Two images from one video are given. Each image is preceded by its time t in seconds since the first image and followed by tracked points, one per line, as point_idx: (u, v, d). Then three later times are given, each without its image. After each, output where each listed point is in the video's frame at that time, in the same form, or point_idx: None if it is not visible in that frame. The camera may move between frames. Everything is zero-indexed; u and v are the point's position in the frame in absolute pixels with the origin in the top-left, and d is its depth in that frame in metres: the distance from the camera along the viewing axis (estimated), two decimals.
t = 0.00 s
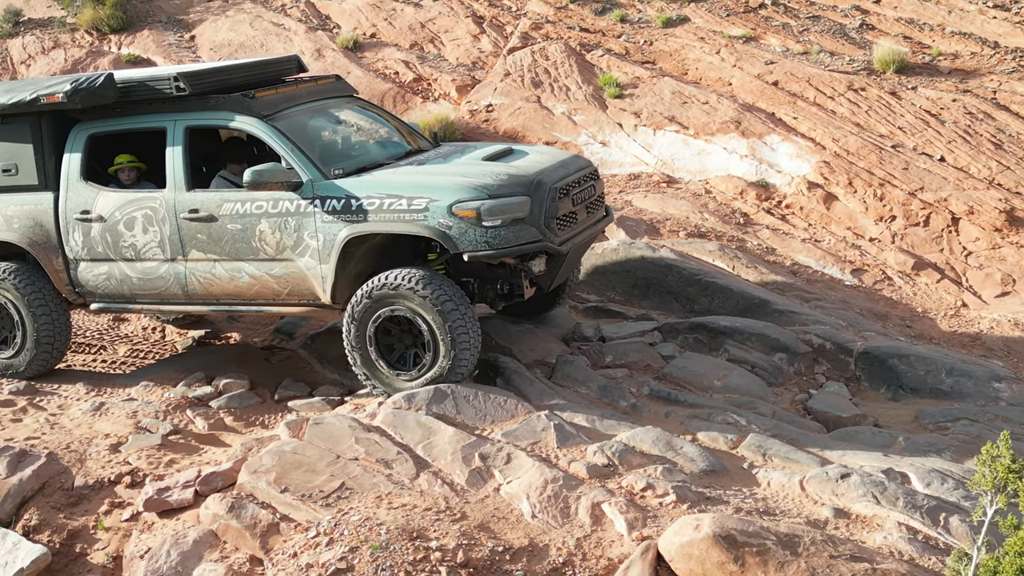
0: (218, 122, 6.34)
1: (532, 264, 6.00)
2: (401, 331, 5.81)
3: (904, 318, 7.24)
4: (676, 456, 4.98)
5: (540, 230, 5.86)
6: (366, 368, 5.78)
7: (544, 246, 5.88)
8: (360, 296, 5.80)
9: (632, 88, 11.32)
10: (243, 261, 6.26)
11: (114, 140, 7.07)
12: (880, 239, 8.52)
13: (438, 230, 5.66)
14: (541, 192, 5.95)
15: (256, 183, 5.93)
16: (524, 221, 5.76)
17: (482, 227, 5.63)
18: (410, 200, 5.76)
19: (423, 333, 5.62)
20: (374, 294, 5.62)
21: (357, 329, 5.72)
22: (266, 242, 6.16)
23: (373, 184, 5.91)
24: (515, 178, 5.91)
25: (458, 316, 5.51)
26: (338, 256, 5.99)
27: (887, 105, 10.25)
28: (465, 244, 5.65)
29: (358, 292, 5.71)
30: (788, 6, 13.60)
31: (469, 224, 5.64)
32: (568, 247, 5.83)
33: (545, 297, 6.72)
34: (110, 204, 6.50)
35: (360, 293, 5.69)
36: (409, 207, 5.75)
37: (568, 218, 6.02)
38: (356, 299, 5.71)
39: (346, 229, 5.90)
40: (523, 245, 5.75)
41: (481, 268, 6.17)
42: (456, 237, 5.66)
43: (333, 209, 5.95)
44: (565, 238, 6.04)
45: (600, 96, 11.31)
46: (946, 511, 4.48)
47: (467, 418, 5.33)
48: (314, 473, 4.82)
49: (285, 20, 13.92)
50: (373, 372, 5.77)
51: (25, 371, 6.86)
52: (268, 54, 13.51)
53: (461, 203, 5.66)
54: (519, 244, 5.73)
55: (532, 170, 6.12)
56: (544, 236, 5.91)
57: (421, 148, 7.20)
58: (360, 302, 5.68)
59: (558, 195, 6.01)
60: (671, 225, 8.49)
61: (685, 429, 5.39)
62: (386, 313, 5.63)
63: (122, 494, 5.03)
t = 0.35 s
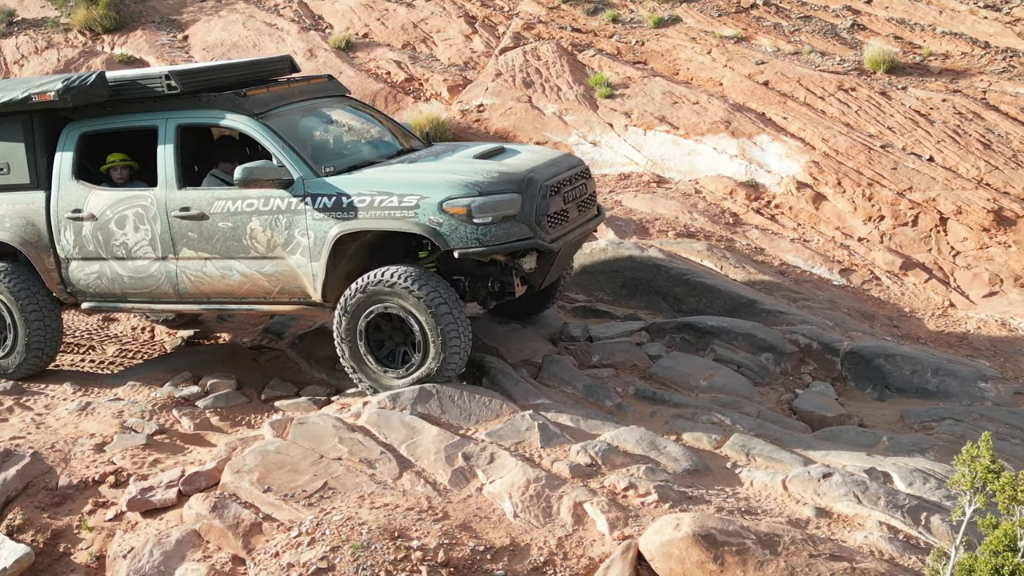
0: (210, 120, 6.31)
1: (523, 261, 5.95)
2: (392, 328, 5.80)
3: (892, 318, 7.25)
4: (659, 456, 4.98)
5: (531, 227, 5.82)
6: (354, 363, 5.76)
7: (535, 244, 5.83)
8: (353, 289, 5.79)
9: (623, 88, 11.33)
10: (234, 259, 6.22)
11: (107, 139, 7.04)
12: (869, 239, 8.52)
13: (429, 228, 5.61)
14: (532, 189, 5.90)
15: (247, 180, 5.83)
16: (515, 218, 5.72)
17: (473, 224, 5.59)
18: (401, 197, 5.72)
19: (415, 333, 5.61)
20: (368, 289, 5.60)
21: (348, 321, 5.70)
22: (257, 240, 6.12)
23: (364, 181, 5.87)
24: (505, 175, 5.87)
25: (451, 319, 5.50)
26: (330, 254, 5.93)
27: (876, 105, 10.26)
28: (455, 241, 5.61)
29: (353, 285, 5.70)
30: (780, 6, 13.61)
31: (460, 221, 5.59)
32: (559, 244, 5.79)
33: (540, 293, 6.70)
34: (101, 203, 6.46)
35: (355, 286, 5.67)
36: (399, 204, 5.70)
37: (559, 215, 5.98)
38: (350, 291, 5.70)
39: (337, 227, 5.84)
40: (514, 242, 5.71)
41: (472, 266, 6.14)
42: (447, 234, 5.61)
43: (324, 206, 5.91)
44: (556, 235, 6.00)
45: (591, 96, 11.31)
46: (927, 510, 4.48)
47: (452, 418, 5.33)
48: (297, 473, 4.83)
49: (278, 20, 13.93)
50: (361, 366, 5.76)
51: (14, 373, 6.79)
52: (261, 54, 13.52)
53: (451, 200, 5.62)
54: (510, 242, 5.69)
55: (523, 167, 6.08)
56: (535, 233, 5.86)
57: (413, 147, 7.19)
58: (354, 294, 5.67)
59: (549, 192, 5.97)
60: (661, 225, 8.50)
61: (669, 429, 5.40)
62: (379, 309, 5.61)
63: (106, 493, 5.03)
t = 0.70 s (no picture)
0: (201, 118, 6.25)
1: (514, 258, 5.87)
2: (383, 324, 5.81)
3: (878, 317, 7.28)
4: (641, 454, 5.00)
5: (522, 224, 5.74)
6: (341, 355, 5.76)
7: (527, 240, 5.73)
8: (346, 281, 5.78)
9: (613, 88, 11.34)
10: (225, 257, 6.13)
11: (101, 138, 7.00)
12: (856, 238, 8.54)
13: (419, 224, 5.53)
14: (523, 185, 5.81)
15: (238, 178, 5.74)
16: (506, 215, 5.64)
17: (464, 221, 5.51)
18: (391, 194, 5.64)
19: (406, 332, 5.61)
20: (364, 284, 5.58)
21: (339, 312, 5.69)
22: (248, 237, 6.03)
23: (355, 178, 5.78)
24: (496, 172, 5.78)
25: (445, 323, 5.51)
26: (320, 251, 5.86)
27: (865, 105, 10.27)
28: (446, 238, 5.52)
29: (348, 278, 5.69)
30: (771, 6, 13.64)
31: (451, 217, 5.51)
32: (551, 240, 5.70)
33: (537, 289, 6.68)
34: (93, 201, 6.39)
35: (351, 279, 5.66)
36: (390, 200, 5.62)
37: (551, 212, 5.89)
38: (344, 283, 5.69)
39: (327, 224, 5.74)
40: (505, 239, 5.62)
41: (464, 263, 6.08)
42: (438, 230, 5.51)
43: (315, 203, 5.82)
44: (548, 232, 5.92)
45: (582, 96, 11.33)
46: (906, 508, 4.50)
47: (435, 416, 5.34)
48: (279, 471, 4.84)
49: (270, 20, 13.94)
50: (348, 359, 5.76)
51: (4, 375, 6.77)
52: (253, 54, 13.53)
53: (442, 197, 5.52)
54: (501, 239, 5.60)
55: (515, 164, 5.99)
56: (526, 230, 5.77)
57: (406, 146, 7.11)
58: (349, 286, 5.65)
59: (541, 189, 5.89)
60: (649, 225, 8.52)
61: (652, 427, 5.42)
62: (373, 304, 5.60)
63: (89, 492, 5.04)
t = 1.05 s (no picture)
0: (199, 115, 6.20)
1: (511, 254, 5.83)
2: (381, 318, 5.76)
3: (865, 316, 7.31)
4: (625, 451, 5.03)
5: (519, 220, 5.69)
6: (334, 342, 5.73)
7: (524, 236, 5.70)
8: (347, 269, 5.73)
9: (605, 87, 11.37)
10: (222, 253, 6.06)
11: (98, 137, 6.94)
12: (844, 237, 8.57)
13: (416, 219, 5.49)
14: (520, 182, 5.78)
15: (236, 173, 5.69)
16: (503, 210, 5.60)
17: (460, 216, 5.47)
18: (388, 189, 5.59)
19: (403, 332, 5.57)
20: (368, 276, 5.52)
21: (337, 297, 5.65)
22: (245, 233, 5.97)
23: (352, 174, 5.74)
24: (493, 168, 5.74)
25: (442, 330, 5.47)
26: (317, 246, 5.81)
27: (855, 103, 10.30)
28: (443, 233, 5.47)
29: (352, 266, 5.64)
30: (763, 5, 13.66)
31: (447, 212, 5.46)
32: (548, 236, 5.66)
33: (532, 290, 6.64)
34: (90, 198, 6.33)
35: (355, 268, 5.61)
36: (387, 195, 5.57)
37: (547, 208, 5.86)
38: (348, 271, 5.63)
39: (324, 219, 5.71)
40: (502, 235, 5.58)
41: (462, 261, 6.09)
42: (435, 225, 5.47)
43: (312, 198, 5.77)
44: (545, 229, 5.88)
45: (573, 95, 11.36)
46: (888, 504, 4.53)
47: (422, 414, 5.36)
48: (264, 468, 4.85)
49: (264, 20, 13.95)
50: (341, 347, 5.73)
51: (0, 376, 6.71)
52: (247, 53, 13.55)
53: (439, 191, 5.48)
54: (498, 234, 5.56)
55: (512, 160, 5.95)
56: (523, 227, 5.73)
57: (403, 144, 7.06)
58: (352, 275, 5.60)
59: (537, 185, 5.85)
60: (638, 224, 8.55)
61: (638, 424, 5.44)
62: (373, 297, 5.56)
63: (76, 488, 5.07)
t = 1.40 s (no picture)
0: (203, 111, 6.16)
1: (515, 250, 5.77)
2: (386, 312, 5.73)
3: (853, 315, 7.33)
4: (610, 449, 5.04)
5: (523, 216, 5.63)
6: (333, 320, 5.67)
7: (528, 232, 5.65)
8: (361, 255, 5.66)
9: (596, 87, 11.38)
10: (225, 250, 6.01)
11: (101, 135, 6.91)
12: (833, 236, 8.60)
13: (421, 214, 5.45)
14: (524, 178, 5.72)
15: (240, 169, 5.58)
16: (508, 206, 5.54)
17: (465, 211, 5.43)
18: (392, 183, 5.56)
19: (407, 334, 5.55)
20: (390, 270, 5.46)
21: (348, 280, 5.59)
22: (249, 230, 5.92)
23: (356, 170, 5.71)
24: (497, 164, 5.69)
25: (444, 342, 5.45)
26: (321, 242, 5.75)
27: (845, 103, 10.32)
28: (447, 228, 5.43)
29: (374, 256, 5.55)
30: (755, 5, 13.68)
31: (452, 207, 5.43)
32: (552, 232, 5.61)
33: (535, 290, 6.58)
34: (94, 195, 6.29)
35: (377, 259, 5.53)
36: (391, 190, 5.54)
37: (552, 204, 5.80)
38: (367, 260, 5.55)
39: (328, 215, 5.67)
40: (506, 231, 5.52)
41: (465, 258, 6.00)
42: (439, 220, 5.43)
43: (315, 194, 5.73)
44: (550, 226, 5.80)
45: (565, 95, 11.37)
46: (869, 502, 4.54)
47: (407, 412, 5.37)
48: (248, 466, 4.87)
49: (257, 20, 13.97)
50: (338, 327, 5.68)
51: None
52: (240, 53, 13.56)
53: (443, 186, 5.44)
54: (503, 230, 5.50)
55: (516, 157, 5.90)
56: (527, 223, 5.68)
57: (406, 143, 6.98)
58: (374, 265, 5.52)
59: (542, 182, 5.78)
60: (628, 223, 8.58)
61: (623, 423, 5.46)
62: (387, 293, 5.52)
63: (61, 487, 5.07)
